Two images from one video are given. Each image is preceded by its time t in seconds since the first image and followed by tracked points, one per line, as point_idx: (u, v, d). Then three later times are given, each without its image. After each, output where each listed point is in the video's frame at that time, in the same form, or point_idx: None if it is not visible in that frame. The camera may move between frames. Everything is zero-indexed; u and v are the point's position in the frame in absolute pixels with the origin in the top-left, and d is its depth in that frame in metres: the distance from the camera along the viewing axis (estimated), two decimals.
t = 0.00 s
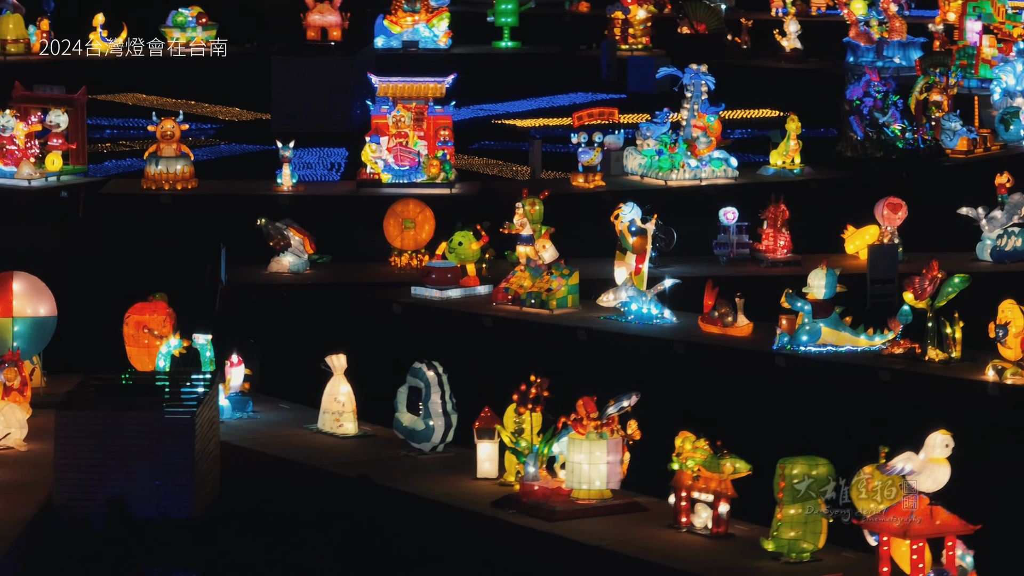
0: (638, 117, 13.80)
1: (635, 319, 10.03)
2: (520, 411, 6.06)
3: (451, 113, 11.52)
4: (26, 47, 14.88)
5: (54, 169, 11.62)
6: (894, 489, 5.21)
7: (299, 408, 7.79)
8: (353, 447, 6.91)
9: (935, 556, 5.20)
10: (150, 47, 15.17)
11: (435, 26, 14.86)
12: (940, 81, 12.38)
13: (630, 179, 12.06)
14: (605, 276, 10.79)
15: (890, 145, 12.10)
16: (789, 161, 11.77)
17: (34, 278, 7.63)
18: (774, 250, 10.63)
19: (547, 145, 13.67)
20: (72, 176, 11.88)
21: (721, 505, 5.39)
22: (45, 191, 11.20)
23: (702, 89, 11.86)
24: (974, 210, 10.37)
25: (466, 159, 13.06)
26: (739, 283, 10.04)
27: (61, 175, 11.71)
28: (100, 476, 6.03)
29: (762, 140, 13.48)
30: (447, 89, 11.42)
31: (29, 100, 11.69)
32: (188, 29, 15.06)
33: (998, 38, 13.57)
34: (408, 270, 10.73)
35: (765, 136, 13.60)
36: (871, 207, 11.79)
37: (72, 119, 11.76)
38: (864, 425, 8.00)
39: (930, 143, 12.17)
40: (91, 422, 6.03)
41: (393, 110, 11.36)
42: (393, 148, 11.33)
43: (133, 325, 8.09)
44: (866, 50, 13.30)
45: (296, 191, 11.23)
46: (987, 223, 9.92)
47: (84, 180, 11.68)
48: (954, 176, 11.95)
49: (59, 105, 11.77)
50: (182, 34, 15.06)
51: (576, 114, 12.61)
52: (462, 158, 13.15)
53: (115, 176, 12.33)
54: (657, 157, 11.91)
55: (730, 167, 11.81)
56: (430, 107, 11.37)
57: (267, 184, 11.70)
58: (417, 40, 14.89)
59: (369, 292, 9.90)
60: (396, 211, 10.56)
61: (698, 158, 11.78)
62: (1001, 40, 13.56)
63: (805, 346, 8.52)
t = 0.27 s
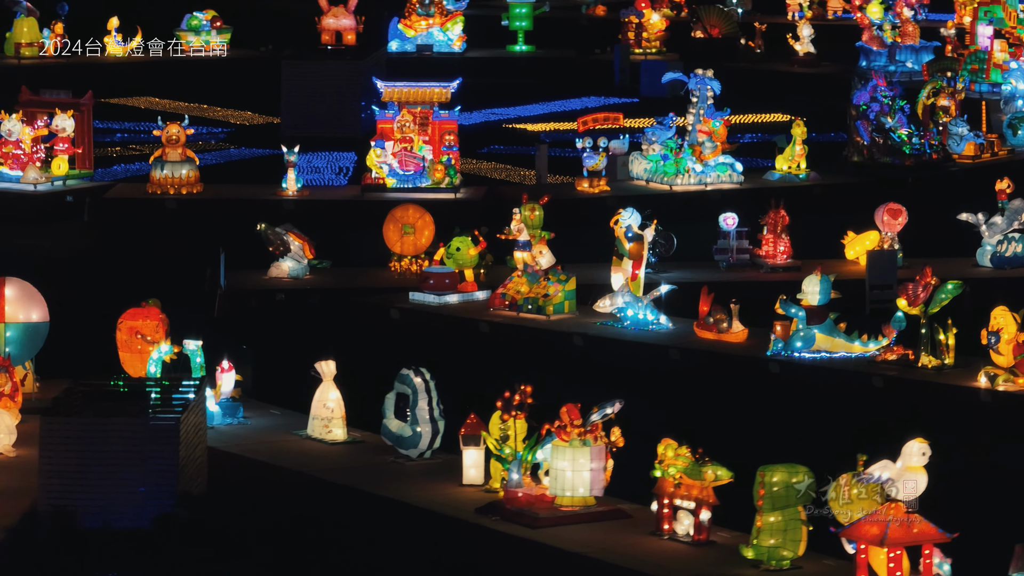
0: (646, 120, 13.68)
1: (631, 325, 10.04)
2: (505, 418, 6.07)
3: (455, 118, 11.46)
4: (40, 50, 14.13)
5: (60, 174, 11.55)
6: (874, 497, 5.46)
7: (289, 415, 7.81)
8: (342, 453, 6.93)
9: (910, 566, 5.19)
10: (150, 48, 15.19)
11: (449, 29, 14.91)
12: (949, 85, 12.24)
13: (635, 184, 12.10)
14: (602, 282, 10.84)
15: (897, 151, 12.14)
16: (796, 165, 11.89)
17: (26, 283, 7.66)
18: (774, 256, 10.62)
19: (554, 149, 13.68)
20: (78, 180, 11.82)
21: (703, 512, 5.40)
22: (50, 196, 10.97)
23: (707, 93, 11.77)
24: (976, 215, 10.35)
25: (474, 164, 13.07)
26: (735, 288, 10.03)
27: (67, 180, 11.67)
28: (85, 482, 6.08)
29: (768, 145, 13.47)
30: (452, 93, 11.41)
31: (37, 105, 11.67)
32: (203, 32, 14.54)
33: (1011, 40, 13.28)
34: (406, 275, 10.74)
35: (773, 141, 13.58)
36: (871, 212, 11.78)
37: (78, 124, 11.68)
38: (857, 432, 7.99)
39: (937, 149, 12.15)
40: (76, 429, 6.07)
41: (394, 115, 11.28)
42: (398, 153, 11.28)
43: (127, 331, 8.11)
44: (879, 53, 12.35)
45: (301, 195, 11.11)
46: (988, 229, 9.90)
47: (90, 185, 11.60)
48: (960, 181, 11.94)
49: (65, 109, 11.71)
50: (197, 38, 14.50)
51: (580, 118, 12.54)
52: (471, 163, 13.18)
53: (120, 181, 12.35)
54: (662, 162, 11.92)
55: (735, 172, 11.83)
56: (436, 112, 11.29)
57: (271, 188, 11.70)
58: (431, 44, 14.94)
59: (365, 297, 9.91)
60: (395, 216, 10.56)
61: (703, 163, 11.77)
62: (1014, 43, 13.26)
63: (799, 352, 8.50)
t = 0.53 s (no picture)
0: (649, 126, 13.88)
1: (625, 330, 10.04)
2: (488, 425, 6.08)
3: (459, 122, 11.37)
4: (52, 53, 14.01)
5: (64, 178, 11.64)
6: (848, 504, 5.54)
7: (278, 420, 7.84)
8: (329, 459, 6.95)
9: (885, 572, 5.52)
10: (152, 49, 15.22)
11: (461, 33, 14.82)
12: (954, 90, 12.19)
13: (639, 188, 12.17)
14: (596, 286, 10.85)
15: (901, 156, 12.10)
16: (799, 170, 11.85)
17: (16, 289, 7.67)
18: (771, 261, 10.61)
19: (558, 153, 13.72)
20: (82, 184, 11.90)
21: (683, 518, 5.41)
22: (55, 200, 10.79)
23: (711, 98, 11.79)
24: (975, 221, 10.35)
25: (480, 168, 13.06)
26: (729, 294, 10.02)
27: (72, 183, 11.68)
28: (68, 488, 6.13)
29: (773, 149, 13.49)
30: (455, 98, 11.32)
31: (41, 108, 11.62)
32: (215, 35, 15.05)
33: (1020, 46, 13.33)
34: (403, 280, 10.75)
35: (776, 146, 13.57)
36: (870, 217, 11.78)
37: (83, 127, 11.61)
38: (847, 437, 7.98)
39: (942, 153, 12.07)
40: (59, 435, 6.12)
41: (397, 119, 11.21)
42: (400, 157, 11.20)
43: (117, 336, 8.13)
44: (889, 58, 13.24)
45: (304, 199, 11.23)
46: (986, 234, 9.89)
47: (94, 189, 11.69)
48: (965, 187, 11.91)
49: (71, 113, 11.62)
50: (209, 41, 15.00)
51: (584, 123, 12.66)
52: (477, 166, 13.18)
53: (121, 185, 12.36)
54: (665, 167, 11.97)
55: (739, 176, 11.83)
56: (438, 116, 11.20)
57: (275, 193, 11.73)
58: (443, 47, 14.83)
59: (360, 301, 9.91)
60: (393, 220, 10.57)
61: (707, 167, 11.85)
62: None
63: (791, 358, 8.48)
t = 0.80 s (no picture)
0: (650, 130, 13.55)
1: (617, 335, 10.05)
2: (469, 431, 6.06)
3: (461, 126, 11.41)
4: (62, 56, 14.16)
5: (66, 181, 11.62)
6: (823, 512, 5.56)
7: (266, 424, 7.86)
8: (314, 464, 6.97)
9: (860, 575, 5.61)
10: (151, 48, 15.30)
11: (472, 36, 14.60)
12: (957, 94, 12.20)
13: (641, 192, 12.19)
14: (590, 291, 10.87)
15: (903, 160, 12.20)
16: (801, 173, 11.76)
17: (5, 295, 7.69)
18: (767, 266, 10.69)
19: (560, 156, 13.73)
20: (85, 188, 11.81)
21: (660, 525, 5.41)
22: (56, 203, 11.17)
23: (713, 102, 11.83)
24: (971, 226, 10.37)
25: (486, 172, 13.05)
26: (718, 299, 10.02)
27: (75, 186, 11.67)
28: (49, 492, 6.15)
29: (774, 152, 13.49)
30: (456, 102, 11.41)
31: (44, 112, 11.60)
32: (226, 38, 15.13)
33: None
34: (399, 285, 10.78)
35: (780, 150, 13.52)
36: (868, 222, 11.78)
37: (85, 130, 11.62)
38: (836, 443, 7.98)
39: (944, 157, 12.15)
40: (41, 440, 6.14)
41: (398, 123, 11.28)
42: (402, 161, 11.29)
43: (105, 341, 8.14)
44: (899, 61, 13.45)
45: (306, 203, 11.24)
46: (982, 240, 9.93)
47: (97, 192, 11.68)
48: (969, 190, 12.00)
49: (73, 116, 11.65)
50: (220, 44, 15.10)
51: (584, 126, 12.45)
52: (482, 171, 13.16)
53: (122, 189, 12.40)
54: (667, 171, 11.99)
55: (741, 180, 11.86)
56: (440, 120, 11.28)
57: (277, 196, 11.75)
58: (454, 51, 14.64)
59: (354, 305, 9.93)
60: (389, 224, 10.58)
61: (708, 171, 11.85)
62: None
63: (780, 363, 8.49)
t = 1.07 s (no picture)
0: (644, 136, 13.56)
1: (608, 340, 10.07)
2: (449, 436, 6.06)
3: (461, 130, 11.35)
4: (73, 59, 14.08)
5: (68, 185, 11.68)
6: (795, 518, 5.66)
7: (252, 430, 7.88)
8: (298, 469, 7.00)
9: None
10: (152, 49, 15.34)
11: (482, 39, 14.07)
12: (960, 99, 12.23)
13: (642, 197, 12.15)
14: (582, 296, 10.88)
15: (905, 164, 12.16)
16: (803, 180, 11.90)
17: None
18: (763, 271, 10.66)
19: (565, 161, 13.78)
20: (87, 191, 11.86)
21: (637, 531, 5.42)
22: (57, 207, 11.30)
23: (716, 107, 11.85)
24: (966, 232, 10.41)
25: (490, 177, 13.14)
26: (708, 304, 10.03)
27: (76, 191, 11.73)
28: (30, 497, 6.18)
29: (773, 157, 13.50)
30: (457, 106, 11.31)
31: (46, 116, 11.75)
32: (237, 41, 15.30)
33: None
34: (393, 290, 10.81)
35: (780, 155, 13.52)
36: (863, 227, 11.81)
37: (87, 135, 11.74)
38: (823, 449, 7.98)
39: (945, 162, 12.16)
40: (22, 444, 6.17)
41: (399, 127, 11.21)
42: (403, 166, 11.28)
43: (94, 346, 8.15)
44: (907, 66, 13.59)
45: (307, 208, 11.17)
46: (977, 245, 9.97)
47: (98, 197, 11.72)
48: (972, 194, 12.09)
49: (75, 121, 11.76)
50: (231, 47, 15.29)
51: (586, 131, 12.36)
52: (486, 176, 13.17)
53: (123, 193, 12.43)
54: (667, 176, 11.96)
55: (741, 185, 11.83)
56: (439, 125, 11.19)
57: (277, 201, 11.77)
58: (464, 54, 14.13)
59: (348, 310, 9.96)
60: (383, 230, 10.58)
61: (708, 177, 11.83)
62: None
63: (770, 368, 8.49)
